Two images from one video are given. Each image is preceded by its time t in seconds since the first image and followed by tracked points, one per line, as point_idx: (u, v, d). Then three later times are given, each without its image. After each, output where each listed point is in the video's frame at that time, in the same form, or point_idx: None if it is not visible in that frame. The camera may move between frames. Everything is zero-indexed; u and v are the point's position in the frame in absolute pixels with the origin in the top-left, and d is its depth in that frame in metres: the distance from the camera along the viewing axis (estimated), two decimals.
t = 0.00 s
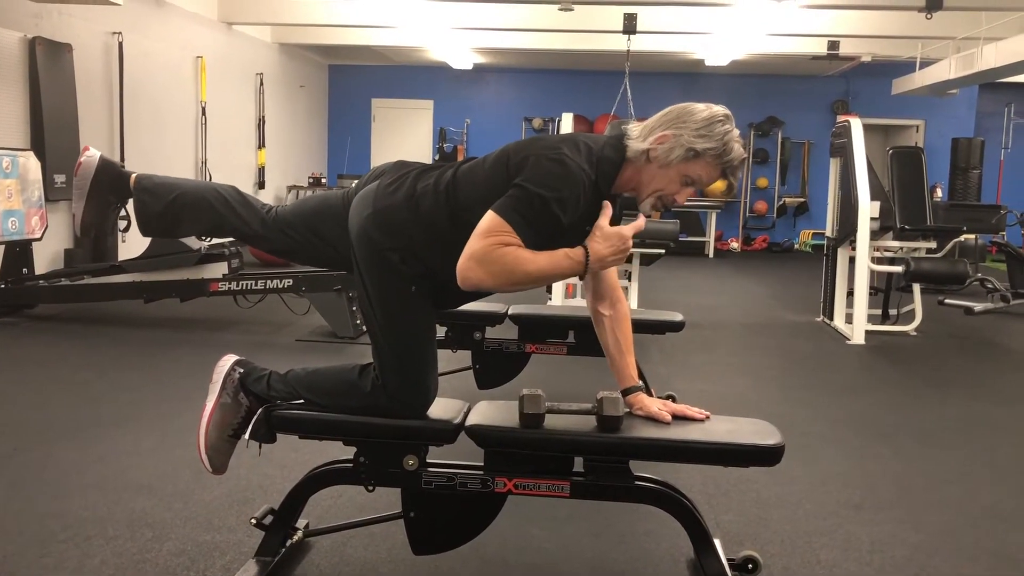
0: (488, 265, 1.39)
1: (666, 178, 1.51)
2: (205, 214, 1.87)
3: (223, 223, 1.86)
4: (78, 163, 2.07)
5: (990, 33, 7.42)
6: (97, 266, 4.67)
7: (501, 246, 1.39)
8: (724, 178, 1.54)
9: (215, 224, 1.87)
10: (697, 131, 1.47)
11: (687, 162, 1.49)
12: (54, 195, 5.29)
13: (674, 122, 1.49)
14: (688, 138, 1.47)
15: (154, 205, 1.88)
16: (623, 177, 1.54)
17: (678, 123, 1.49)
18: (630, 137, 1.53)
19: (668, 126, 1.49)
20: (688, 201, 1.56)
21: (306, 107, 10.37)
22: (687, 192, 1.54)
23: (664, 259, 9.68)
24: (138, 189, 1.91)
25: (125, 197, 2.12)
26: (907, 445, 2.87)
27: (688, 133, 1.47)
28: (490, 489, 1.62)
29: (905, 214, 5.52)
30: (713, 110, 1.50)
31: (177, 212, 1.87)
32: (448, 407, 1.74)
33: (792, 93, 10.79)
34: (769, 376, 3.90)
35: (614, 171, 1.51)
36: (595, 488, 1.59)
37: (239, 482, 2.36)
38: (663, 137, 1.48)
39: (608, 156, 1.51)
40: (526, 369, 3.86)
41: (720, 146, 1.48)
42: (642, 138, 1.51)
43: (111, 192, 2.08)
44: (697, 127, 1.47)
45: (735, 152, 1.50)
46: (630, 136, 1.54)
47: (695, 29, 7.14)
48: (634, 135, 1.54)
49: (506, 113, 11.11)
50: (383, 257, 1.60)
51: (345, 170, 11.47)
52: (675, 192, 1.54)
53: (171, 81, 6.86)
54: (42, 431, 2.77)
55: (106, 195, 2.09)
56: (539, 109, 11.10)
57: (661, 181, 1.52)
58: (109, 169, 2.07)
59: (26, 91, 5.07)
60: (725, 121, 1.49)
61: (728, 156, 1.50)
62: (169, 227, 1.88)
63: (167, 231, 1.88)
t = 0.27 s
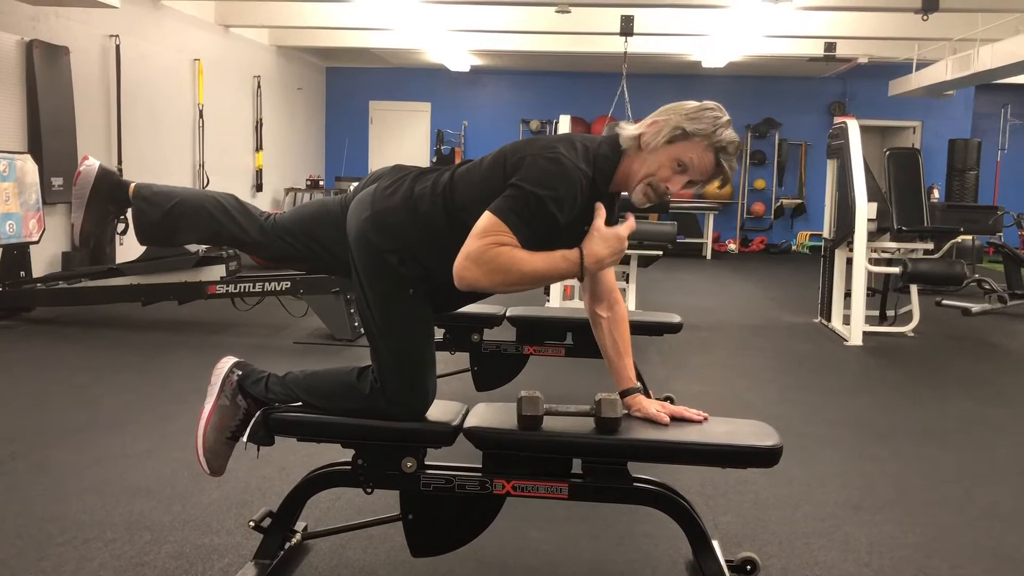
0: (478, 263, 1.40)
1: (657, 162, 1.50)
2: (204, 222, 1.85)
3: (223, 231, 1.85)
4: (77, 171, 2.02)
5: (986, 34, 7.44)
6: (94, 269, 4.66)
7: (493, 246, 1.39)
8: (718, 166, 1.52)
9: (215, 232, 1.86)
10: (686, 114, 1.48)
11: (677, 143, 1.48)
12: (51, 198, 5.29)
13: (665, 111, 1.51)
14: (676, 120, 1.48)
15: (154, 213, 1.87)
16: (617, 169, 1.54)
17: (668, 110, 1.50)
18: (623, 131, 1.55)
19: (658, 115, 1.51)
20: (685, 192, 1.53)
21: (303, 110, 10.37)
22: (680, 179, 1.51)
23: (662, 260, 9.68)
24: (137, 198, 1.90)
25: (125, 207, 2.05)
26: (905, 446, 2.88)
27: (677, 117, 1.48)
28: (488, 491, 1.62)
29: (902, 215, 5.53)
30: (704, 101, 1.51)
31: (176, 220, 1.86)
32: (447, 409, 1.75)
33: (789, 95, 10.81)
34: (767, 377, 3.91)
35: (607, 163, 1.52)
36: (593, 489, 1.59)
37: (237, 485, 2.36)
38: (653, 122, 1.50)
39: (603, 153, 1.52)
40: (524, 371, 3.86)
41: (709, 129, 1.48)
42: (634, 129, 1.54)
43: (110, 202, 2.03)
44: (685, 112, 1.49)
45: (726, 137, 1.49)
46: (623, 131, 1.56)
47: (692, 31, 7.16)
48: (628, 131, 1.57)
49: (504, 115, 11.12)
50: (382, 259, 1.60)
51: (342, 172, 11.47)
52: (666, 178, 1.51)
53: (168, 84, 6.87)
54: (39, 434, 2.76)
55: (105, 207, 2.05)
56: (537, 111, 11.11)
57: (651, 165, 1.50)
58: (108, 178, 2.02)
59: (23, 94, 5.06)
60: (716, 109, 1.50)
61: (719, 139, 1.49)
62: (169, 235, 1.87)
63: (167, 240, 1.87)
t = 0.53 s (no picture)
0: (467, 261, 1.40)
1: (655, 161, 1.50)
2: (205, 225, 1.89)
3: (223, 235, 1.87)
4: (78, 180, 2.08)
5: (985, 35, 7.45)
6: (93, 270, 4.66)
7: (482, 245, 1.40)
8: (717, 167, 1.51)
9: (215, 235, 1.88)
10: (684, 114, 1.48)
11: (674, 143, 1.48)
12: (50, 199, 5.28)
13: (664, 111, 1.52)
14: (674, 120, 1.48)
15: (156, 219, 1.91)
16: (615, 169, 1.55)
17: (666, 111, 1.51)
18: (622, 131, 1.56)
19: (656, 115, 1.52)
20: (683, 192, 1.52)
21: (302, 111, 10.37)
22: (678, 179, 1.51)
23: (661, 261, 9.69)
24: (139, 204, 1.93)
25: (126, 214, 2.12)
26: (904, 447, 2.88)
27: (675, 117, 1.48)
28: (488, 492, 1.62)
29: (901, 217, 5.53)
30: (703, 102, 1.52)
31: (178, 225, 1.90)
32: (446, 411, 1.74)
33: (788, 96, 10.82)
34: (766, 378, 3.91)
35: (605, 162, 1.52)
36: (592, 491, 1.59)
37: (236, 486, 2.36)
38: (651, 122, 1.51)
39: (601, 153, 1.52)
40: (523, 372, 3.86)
41: (707, 129, 1.48)
42: (633, 129, 1.55)
43: (112, 208, 2.09)
44: (684, 112, 1.49)
45: (725, 137, 1.49)
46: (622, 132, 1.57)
47: (691, 32, 7.17)
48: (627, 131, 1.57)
49: (503, 116, 11.12)
50: (379, 259, 1.60)
51: (341, 174, 11.47)
52: (664, 177, 1.51)
53: (167, 86, 6.86)
54: (39, 436, 2.76)
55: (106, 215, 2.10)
56: (536, 112, 11.12)
57: (649, 164, 1.50)
58: (109, 185, 2.09)
59: (22, 96, 5.06)
60: (714, 110, 1.50)
61: (718, 139, 1.48)
62: (170, 240, 1.91)
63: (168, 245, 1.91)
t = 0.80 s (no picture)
0: (476, 279, 1.41)
1: (657, 163, 1.50)
2: (207, 227, 1.88)
3: (227, 237, 1.87)
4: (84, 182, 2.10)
5: (984, 35, 7.45)
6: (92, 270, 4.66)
7: (493, 267, 1.41)
8: (718, 168, 1.51)
9: (218, 238, 1.88)
10: (684, 115, 1.49)
11: (675, 144, 1.48)
12: (50, 200, 5.28)
13: (664, 113, 1.52)
14: (675, 121, 1.48)
15: (160, 221, 1.92)
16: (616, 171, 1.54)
17: (666, 112, 1.51)
18: (622, 133, 1.56)
19: (656, 116, 1.52)
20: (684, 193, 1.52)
21: (302, 111, 10.36)
22: (680, 180, 1.51)
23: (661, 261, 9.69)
24: (145, 207, 1.94)
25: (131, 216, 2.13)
26: (904, 447, 2.87)
27: (675, 118, 1.48)
28: (488, 492, 1.62)
29: (901, 216, 5.53)
30: (703, 102, 1.52)
31: (181, 227, 1.90)
32: (446, 411, 1.74)
33: (788, 96, 10.82)
34: (766, 378, 3.90)
35: (605, 164, 1.52)
36: (593, 491, 1.59)
37: (236, 487, 2.36)
38: (652, 123, 1.51)
39: (601, 155, 1.52)
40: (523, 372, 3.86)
41: (708, 130, 1.48)
42: (633, 130, 1.54)
43: (117, 209, 2.11)
44: (684, 113, 1.49)
45: (726, 137, 1.49)
46: (622, 134, 1.57)
47: (690, 32, 7.17)
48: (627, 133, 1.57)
49: (503, 116, 11.12)
50: (381, 260, 1.60)
51: (341, 174, 11.47)
52: (666, 178, 1.51)
53: (167, 86, 6.86)
54: (38, 437, 2.76)
55: (114, 215, 2.11)
56: (536, 112, 11.12)
57: (651, 166, 1.50)
58: (113, 186, 2.10)
59: (22, 96, 5.06)
60: (714, 110, 1.50)
61: (718, 140, 1.48)
62: (173, 242, 1.91)
63: (172, 247, 1.91)
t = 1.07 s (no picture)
0: (487, 285, 1.44)
1: (661, 159, 1.50)
2: (215, 239, 1.86)
3: (234, 245, 1.85)
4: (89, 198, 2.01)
5: (985, 33, 7.45)
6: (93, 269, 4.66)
7: (504, 274, 1.43)
8: (722, 162, 1.51)
9: (224, 246, 1.86)
10: (688, 111, 1.47)
11: (678, 140, 1.48)
12: (51, 199, 5.28)
13: (668, 107, 1.50)
14: (678, 116, 1.47)
15: (166, 235, 1.87)
16: (621, 167, 1.54)
17: (669, 106, 1.50)
18: (626, 128, 1.55)
19: (660, 110, 1.51)
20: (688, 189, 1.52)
21: (303, 110, 10.37)
22: (684, 176, 1.51)
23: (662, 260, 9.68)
24: (150, 220, 1.90)
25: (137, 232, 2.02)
26: (905, 446, 2.87)
27: (678, 113, 1.47)
28: (488, 491, 1.62)
29: (902, 215, 5.52)
30: (706, 95, 1.50)
31: (187, 239, 1.86)
32: (446, 410, 1.74)
33: (789, 94, 10.81)
34: (767, 377, 3.90)
35: (610, 160, 1.52)
36: (593, 490, 1.59)
37: (236, 486, 2.35)
38: (655, 118, 1.50)
39: (604, 151, 1.52)
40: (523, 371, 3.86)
41: (711, 126, 1.47)
42: (637, 124, 1.54)
43: (123, 225, 2.00)
44: (688, 108, 1.48)
45: (730, 132, 1.48)
46: (625, 128, 1.56)
47: (691, 31, 7.16)
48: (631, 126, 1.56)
49: (504, 114, 11.11)
50: (382, 258, 1.60)
51: (342, 173, 11.47)
52: (670, 174, 1.51)
53: (167, 85, 6.87)
54: (38, 436, 2.75)
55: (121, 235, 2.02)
56: (537, 111, 11.11)
57: (655, 163, 1.50)
58: (121, 204, 2.00)
59: (22, 95, 5.05)
60: (718, 104, 1.49)
61: (722, 135, 1.47)
62: (180, 255, 1.88)
63: (179, 260, 1.88)
